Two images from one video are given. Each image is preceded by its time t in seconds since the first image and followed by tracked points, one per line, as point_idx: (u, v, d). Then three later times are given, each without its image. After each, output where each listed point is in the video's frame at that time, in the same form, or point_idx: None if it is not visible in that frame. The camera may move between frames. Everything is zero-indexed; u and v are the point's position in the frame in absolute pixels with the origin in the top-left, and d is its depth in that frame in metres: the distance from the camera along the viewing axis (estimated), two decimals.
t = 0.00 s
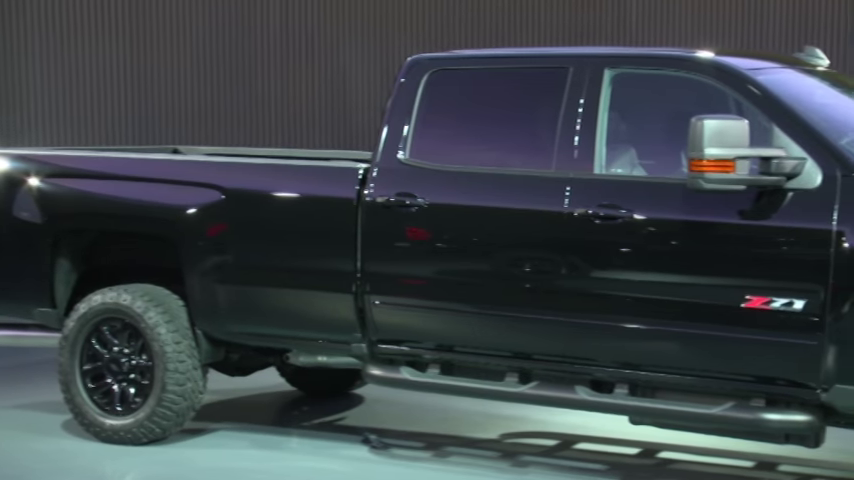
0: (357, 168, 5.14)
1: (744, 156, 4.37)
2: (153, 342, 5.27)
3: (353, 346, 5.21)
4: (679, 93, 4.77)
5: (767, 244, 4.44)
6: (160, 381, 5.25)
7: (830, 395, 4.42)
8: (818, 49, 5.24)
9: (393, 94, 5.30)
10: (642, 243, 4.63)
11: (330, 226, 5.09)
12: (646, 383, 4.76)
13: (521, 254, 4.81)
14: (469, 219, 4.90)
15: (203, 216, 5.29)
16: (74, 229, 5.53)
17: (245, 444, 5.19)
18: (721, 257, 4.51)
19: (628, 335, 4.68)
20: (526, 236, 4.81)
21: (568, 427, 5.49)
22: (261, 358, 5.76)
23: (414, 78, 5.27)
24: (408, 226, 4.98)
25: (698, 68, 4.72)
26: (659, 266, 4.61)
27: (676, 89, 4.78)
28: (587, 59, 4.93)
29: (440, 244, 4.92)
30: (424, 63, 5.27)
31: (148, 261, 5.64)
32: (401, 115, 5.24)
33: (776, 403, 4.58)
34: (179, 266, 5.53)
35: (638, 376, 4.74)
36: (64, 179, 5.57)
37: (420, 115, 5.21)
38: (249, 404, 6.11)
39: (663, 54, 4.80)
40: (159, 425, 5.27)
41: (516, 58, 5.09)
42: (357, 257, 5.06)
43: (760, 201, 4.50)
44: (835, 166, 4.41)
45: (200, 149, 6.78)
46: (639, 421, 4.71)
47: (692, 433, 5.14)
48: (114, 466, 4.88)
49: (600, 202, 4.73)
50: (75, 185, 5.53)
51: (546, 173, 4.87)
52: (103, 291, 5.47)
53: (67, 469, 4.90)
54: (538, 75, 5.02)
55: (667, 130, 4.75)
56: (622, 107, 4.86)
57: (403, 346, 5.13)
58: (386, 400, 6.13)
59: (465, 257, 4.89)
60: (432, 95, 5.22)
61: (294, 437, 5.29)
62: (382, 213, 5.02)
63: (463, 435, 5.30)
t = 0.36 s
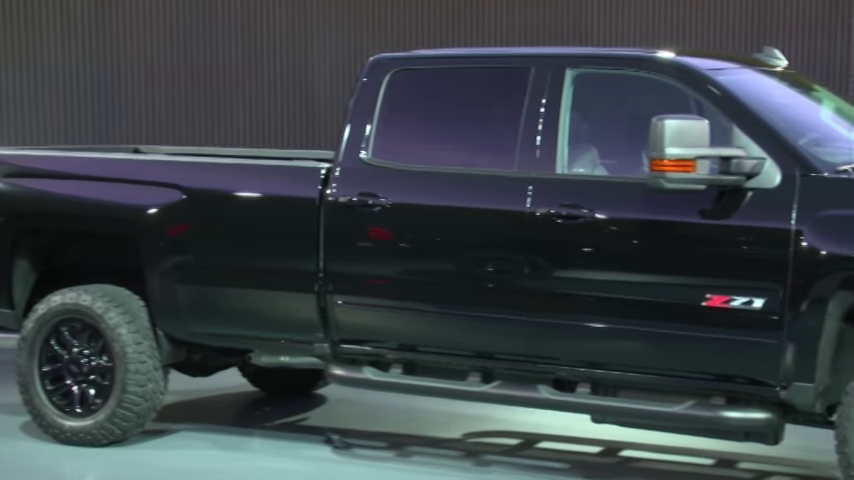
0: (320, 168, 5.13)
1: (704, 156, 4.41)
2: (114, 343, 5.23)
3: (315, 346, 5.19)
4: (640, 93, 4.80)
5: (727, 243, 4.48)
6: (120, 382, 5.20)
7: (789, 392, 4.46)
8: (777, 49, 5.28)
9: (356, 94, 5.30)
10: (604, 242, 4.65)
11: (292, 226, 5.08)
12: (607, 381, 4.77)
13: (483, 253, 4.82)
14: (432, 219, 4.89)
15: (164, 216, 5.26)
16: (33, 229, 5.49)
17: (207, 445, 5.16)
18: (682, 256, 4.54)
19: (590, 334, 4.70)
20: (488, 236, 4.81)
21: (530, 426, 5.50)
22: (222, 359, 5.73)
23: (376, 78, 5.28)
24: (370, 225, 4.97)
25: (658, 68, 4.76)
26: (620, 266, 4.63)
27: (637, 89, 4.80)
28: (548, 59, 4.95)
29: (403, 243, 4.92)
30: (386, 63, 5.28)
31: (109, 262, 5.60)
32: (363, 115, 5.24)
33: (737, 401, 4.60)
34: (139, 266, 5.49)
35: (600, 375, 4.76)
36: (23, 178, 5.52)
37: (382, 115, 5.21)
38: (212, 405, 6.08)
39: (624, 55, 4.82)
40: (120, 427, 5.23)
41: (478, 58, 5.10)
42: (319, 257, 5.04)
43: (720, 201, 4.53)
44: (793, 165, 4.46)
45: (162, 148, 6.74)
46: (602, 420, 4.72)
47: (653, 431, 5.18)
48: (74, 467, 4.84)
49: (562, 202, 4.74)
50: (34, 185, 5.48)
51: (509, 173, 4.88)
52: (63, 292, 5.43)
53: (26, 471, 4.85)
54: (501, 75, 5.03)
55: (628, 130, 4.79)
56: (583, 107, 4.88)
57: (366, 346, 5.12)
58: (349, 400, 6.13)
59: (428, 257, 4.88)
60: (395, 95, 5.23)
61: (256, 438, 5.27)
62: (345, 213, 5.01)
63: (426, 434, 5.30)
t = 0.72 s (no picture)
0: (279, 166, 5.11)
1: (661, 154, 4.43)
2: (70, 343, 5.19)
3: (275, 345, 5.18)
4: (598, 92, 4.82)
5: (685, 241, 4.51)
6: (76, 382, 5.16)
7: (745, 389, 4.50)
8: (733, 48, 5.33)
9: (315, 92, 5.29)
10: (563, 240, 4.66)
11: (251, 225, 5.06)
12: (566, 380, 4.81)
13: (443, 251, 4.82)
14: (391, 218, 4.89)
15: (122, 215, 5.23)
16: None
17: (166, 445, 5.13)
18: (639, 254, 4.56)
19: (549, 332, 4.72)
20: (448, 234, 4.81)
21: (489, 423, 5.51)
22: (180, 358, 5.71)
23: (335, 76, 5.27)
24: (330, 224, 4.96)
25: (616, 67, 4.78)
26: (579, 264, 4.64)
27: (595, 88, 4.83)
28: (508, 58, 4.96)
29: (362, 242, 4.91)
30: (344, 62, 5.27)
31: (65, 261, 5.55)
32: (322, 113, 5.22)
33: (694, 398, 4.66)
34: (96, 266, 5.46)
35: (559, 373, 4.78)
36: None
37: (341, 113, 5.20)
38: (171, 405, 6.04)
39: (582, 53, 4.84)
40: (76, 427, 5.18)
41: (437, 57, 5.11)
42: (278, 256, 5.03)
43: (678, 199, 4.57)
44: (749, 164, 4.50)
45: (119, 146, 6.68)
46: (561, 417, 4.74)
47: (611, 429, 5.20)
48: (30, 468, 4.78)
49: (521, 200, 4.75)
50: None
51: (468, 171, 4.88)
52: (18, 292, 5.38)
53: None
54: (460, 74, 5.03)
55: (587, 128, 4.80)
56: (542, 106, 4.89)
57: (326, 345, 5.11)
58: (309, 399, 6.11)
59: (387, 255, 4.88)
60: (354, 93, 5.22)
61: (215, 437, 5.25)
62: (304, 212, 4.99)
63: (386, 433, 5.30)
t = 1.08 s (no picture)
0: (239, 163, 5.10)
1: (622, 151, 4.45)
2: (27, 341, 5.14)
3: (235, 343, 5.16)
4: (558, 89, 4.84)
5: (644, 237, 4.53)
6: (34, 380, 5.12)
7: (704, 384, 4.54)
8: (691, 46, 5.36)
9: (275, 89, 5.27)
10: (523, 236, 4.68)
11: (210, 221, 5.04)
12: (527, 375, 4.82)
13: (404, 248, 4.82)
14: (352, 214, 4.88)
15: (80, 211, 5.20)
16: None
17: (125, 443, 5.10)
18: (599, 250, 4.59)
19: (509, 328, 4.73)
20: (409, 231, 4.81)
21: (450, 419, 5.52)
22: (138, 356, 5.68)
23: (295, 72, 5.25)
24: (291, 220, 4.94)
25: (576, 63, 4.79)
26: (539, 260, 4.66)
27: (555, 85, 4.84)
28: (468, 55, 4.96)
29: (323, 239, 4.90)
30: (305, 58, 5.26)
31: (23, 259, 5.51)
32: (282, 109, 5.21)
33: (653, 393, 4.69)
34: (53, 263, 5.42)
35: (520, 369, 4.79)
36: None
37: (302, 110, 5.19)
38: (131, 403, 6.01)
39: (542, 50, 4.85)
40: (33, 426, 5.14)
41: (398, 53, 5.10)
42: (239, 253, 5.01)
43: (637, 194, 4.59)
44: (708, 160, 4.54)
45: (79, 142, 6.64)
46: (522, 413, 4.75)
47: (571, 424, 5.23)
48: None
49: (482, 196, 4.76)
50: None
51: (429, 168, 4.88)
52: None
53: None
54: (421, 70, 5.03)
55: (548, 124, 4.82)
56: (502, 102, 4.90)
57: (286, 341, 5.09)
58: (270, 396, 6.09)
59: (348, 252, 4.88)
60: (314, 89, 5.20)
61: (175, 435, 5.22)
62: (264, 208, 4.98)
63: (347, 429, 5.29)
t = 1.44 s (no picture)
0: (206, 160, 5.08)
1: (589, 148, 4.46)
2: None
3: (203, 340, 5.13)
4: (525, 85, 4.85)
5: (610, 233, 4.55)
6: None
7: (671, 379, 4.56)
8: (657, 42, 5.38)
9: (241, 85, 5.25)
10: (491, 233, 4.68)
11: (177, 218, 5.03)
12: (495, 372, 4.82)
13: (372, 245, 4.81)
14: (319, 211, 4.87)
15: (45, 209, 5.17)
16: None
17: (91, 442, 5.07)
18: (566, 246, 4.60)
19: (477, 324, 4.73)
20: (377, 228, 4.81)
21: (418, 416, 5.52)
22: (103, 354, 5.67)
23: (262, 69, 5.23)
24: (258, 217, 4.93)
25: (543, 60, 4.80)
26: (507, 256, 4.67)
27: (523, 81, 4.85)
28: (436, 51, 4.95)
29: (290, 236, 4.89)
30: (271, 54, 5.23)
31: None
32: (249, 106, 5.19)
33: (621, 389, 4.71)
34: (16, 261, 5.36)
35: (488, 365, 4.79)
36: None
37: (269, 106, 5.17)
38: (98, 401, 5.98)
39: (510, 46, 4.85)
40: None
41: (365, 50, 5.09)
42: (206, 250, 5.00)
43: (605, 191, 4.61)
44: (674, 157, 4.56)
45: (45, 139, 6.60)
46: (490, 409, 4.75)
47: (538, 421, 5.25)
48: None
49: (449, 193, 4.76)
50: None
51: (397, 164, 4.88)
52: None
53: None
54: (389, 67, 5.02)
55: (515, 121, 4.83)
56: (470, 99, 4.90)
57: (254, 339, 5.07)
58: (238, 393, 6.07)
59: (316, 249, 4.87)
60: (281, 86, 5.19)
61: (141, 433, 5.20)
62: (232, 205, 4.97)
63: (315, 426, 5.28)
